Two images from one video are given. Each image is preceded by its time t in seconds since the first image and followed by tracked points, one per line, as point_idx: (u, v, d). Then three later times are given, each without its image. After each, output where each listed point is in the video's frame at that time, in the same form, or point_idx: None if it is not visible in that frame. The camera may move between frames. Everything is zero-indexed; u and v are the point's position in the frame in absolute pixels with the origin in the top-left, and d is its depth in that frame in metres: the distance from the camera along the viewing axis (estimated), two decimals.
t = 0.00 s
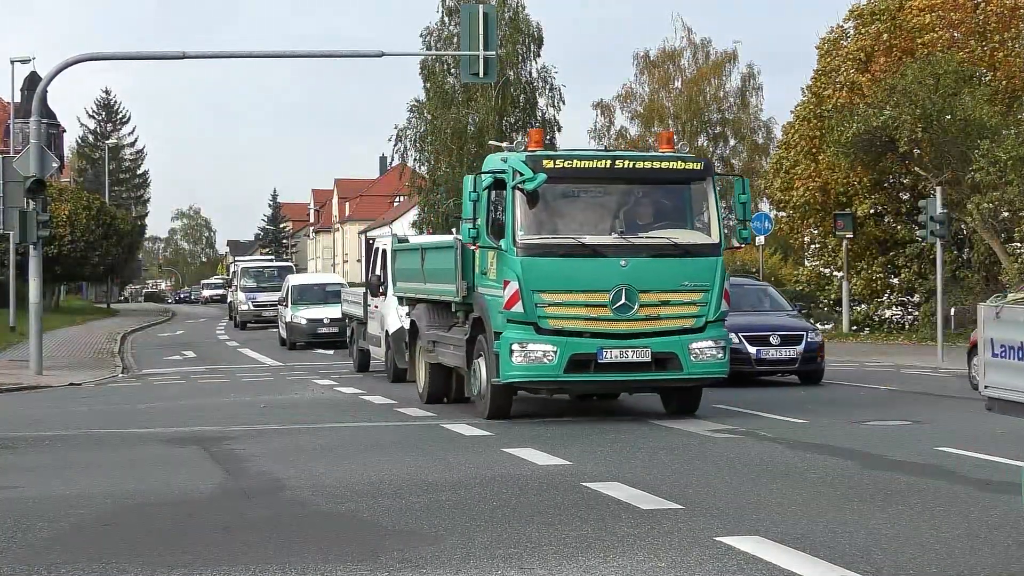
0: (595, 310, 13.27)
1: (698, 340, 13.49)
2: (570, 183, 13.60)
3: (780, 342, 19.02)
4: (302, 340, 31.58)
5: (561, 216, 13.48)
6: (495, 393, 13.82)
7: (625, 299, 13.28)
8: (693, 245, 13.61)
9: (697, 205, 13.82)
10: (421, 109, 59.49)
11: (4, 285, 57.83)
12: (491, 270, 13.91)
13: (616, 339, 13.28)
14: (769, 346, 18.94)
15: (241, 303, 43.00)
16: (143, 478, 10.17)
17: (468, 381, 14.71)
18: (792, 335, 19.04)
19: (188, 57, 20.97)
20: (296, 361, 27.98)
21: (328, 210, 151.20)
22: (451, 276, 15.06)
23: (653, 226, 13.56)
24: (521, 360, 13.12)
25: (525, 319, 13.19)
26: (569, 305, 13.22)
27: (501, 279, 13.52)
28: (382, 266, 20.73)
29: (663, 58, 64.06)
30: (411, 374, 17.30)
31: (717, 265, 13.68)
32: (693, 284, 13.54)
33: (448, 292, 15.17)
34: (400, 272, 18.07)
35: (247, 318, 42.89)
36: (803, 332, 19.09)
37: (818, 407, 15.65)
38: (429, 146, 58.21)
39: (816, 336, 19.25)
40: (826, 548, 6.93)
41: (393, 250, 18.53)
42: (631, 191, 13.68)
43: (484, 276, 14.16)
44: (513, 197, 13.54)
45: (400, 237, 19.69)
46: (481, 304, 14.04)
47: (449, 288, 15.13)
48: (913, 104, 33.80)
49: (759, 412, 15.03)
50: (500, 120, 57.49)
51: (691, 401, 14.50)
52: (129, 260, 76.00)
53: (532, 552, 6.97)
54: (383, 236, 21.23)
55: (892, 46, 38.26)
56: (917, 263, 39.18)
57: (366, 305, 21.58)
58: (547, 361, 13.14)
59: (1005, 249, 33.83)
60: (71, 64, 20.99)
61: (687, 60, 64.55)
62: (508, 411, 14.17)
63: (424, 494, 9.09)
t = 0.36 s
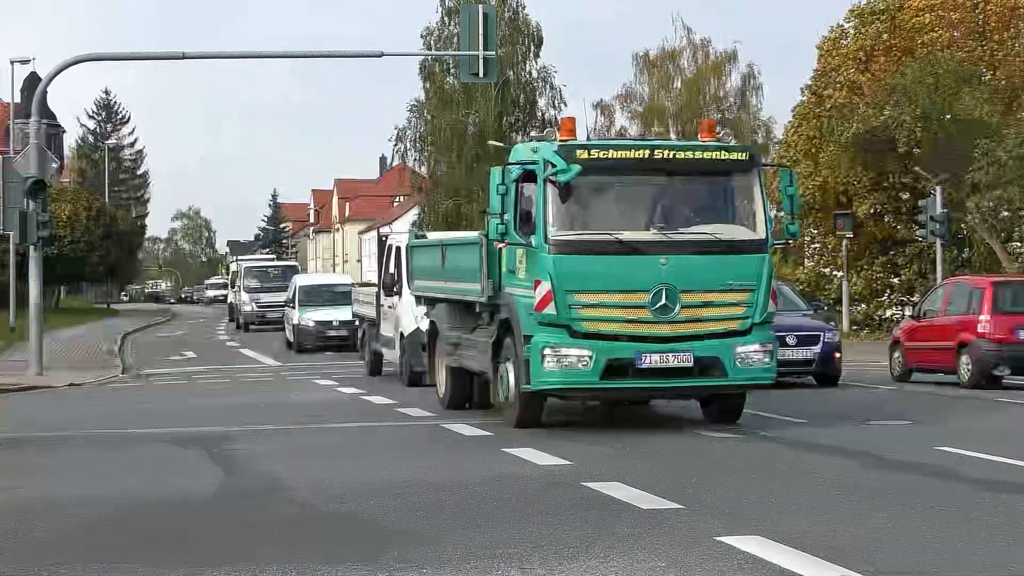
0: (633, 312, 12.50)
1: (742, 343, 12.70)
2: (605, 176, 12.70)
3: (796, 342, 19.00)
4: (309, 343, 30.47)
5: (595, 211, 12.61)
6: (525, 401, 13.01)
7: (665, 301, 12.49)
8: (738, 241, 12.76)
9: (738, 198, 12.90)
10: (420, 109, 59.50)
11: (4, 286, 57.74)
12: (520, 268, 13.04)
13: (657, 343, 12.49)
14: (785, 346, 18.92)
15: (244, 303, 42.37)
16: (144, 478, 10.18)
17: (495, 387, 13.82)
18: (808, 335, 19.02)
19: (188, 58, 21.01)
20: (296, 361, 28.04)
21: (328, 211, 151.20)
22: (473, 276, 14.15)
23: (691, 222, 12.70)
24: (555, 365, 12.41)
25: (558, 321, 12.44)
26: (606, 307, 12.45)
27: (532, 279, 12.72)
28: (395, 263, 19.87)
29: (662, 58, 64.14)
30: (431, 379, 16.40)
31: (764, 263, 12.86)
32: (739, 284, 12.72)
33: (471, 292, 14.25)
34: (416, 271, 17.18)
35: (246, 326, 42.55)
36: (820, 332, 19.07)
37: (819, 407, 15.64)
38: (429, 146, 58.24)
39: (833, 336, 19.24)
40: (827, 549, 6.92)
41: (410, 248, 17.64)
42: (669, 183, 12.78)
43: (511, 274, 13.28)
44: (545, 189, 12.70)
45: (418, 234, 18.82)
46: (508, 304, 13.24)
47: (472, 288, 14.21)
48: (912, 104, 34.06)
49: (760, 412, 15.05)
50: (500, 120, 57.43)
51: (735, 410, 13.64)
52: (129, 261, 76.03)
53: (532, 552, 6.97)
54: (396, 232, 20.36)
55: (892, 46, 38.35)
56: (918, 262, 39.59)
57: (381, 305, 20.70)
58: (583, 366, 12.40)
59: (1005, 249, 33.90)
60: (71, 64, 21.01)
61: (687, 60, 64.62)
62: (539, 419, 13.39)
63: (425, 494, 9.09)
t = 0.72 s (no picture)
0: (675, 313, 11.34)
1: (792, 349, 11.54)
2: (644, 167, 11.60)
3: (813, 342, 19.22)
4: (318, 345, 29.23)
5: (634, 204, 11.48)
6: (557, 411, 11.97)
7: (709, 302, 11.33)
8: (788, 238, 11.59)
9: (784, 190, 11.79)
10: (420, 109, 59.55)
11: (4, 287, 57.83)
12: (553, 267, 11.96)
13: (699, 348, 11.35)
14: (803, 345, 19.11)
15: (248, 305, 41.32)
16: (145, 478, 10.21)
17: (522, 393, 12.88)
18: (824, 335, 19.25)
19: (188, 58, 21.00)
20: (296, 361, 28.10)
21: (328, 210, 151.35)
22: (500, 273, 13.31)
23: (738, 217, 11.57)
24: (589, 372, 11.29)
25: (592, 324, 11.31)
26: (645, 309, 11.31)
27: (566, 278, 11.59)
28: (411, 261, 19.11)
29: (662, 58, 64.20)
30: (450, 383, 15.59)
31: (816, 261, 11.67)
32: (789, 283, 11.55)
33: (497, 291, 13.41)
34: (436, 268, 16.42)
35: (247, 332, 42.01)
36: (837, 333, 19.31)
37: (820, 407, 15.63)
38: (429, 146, 58.30)
39: (848, 338, 19.42)
40: (827, 548, 6.92)
41: (430, 242, 16.81)
42: (714, 174, 11.68)
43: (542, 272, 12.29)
44: (580, 181, 11.58)
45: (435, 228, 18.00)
46: (541, 305, 12.16)
47: (499, 287, 13.36)
48: (912, 104, 33.72)
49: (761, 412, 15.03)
50: (500, 120, 57.47)
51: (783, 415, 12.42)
52: (129, 260, 76.16)
53: (532, 552, 6.97)
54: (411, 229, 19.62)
55: (892, 46, 38.46)
56: (918, 262, 38.84)
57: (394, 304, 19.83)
58: (619, 373, 11.28)
59: (1005, 249, 33.94)
60: (71, 64, 21.01)
61: (686, 60, 64.67)
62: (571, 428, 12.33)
63: (425, 494, 9.09)
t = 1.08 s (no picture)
0: (720, 316, 10.43)
1: (845, 354, 10.62)
2: (686, 158, 10.74)
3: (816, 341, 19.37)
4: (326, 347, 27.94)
5: (675, 198, 10.61)
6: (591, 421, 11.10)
7: (757, 304, 10.42)
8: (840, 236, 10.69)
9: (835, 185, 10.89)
10: (420, 109, 59.57)
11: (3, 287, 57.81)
12: (588, 265, 11.11)
13: (746, 353, 10.45)
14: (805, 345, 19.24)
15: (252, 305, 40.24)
16: (145, 478, 10.21)
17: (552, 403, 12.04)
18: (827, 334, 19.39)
19: (188, 58, 21.00)
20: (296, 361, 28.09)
21: (328, 210, 151.42)
22: (527, 272, 12.53)
23: (786, 212, 10.69)
24: (627, 379, 10.39)
25: (630, 328, 10.41)
26: (688, 311, 10.41)
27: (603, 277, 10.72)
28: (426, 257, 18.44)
29: (662, 58, 64.18)
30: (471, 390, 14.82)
31: (870, 260, 10.75)
32: (842, 284, 10.63)
33: (524, 291, 12.64)
34: (455, 268, 15.68)
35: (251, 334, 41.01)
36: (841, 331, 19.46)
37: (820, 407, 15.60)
38: (429, 146, 58.31)
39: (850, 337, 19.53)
40: (827, 548, 6.93)
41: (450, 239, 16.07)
42: (760, 167, 10.81)
43: (575, 272, 11.43)
44: (616, 173, 10.74)
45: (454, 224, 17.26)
46: (575, 307, 11.30)
47: (525, 288, 12.60)
48: (912, 104, 33.69)
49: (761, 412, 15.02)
50: (499, 120, 57.47)
51: (830, 426, 11.60)
52: (130, 260, 76.18)
53: (532, 552, 6.97)
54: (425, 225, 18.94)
55: (891, 46, 38.58)
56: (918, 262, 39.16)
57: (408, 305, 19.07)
58: (660, 381, 10.38)
59: (1005, 248, 33.86)
60: (71, 64, 21.01)
61: (686, 60, 64.71)
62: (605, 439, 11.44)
63: (426, 494, 9.10)
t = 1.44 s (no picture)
0: (770, 317, 9.65)
1: (904, 358, 9.83)
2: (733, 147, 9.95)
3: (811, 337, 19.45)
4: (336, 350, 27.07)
5: (721, 190, 9.86)
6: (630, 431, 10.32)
7: (809, 304, 9.65)
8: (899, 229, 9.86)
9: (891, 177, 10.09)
10: (420, 109, 59.59)
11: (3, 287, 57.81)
12: (626, 263, 10.34)
13: (797, 357, 9.66)
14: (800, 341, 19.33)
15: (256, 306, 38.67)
16: (145, 477, 10.22)
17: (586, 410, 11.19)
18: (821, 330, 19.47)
19: (188, 58, 21.01)
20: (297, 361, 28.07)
21: (328, 210, 151.53)
22: (558, 270, 11.76)
23: (840, 206, 9.88)
24: (670, 386, 9.63)
25: (673, 329, 9.64)
26: (735, 312, 9.63)
27: (643, 276, 9.95)
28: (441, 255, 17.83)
29: (662, 58, 64.18)
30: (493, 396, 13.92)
31: (930, 257, 9.95)
32: (900, 282, 9.85)
33: (554, 290, 11.87)
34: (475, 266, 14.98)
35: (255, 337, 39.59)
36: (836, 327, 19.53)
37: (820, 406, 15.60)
38: (429, 146, 58.35)
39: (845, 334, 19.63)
40: (827, 548, 6.94)
41: (471, 233, 15.31)
42: (812, 155, 10.02)
43: (611, 270, 10.64)
44: (658, 162, 9.99)
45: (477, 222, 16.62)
46: (610, 309, 10.51)
47: (556, 286, 11.83)
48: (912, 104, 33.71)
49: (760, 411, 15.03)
50: (499, 120, 57.44)
51: (885, 437, 10.81)
52: (130, 260, 76.23)
53: (532, 552, 6.97)
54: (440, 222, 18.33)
55: (892, 46, 38.72)
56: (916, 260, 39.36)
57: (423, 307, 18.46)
58: (705, 387, 9.62)
59: (1005, 249, 33.79)
60: (71, 65, 21.03)
61: (686, 60, 64.75)
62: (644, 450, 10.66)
63: (427, 494, 9.10)
